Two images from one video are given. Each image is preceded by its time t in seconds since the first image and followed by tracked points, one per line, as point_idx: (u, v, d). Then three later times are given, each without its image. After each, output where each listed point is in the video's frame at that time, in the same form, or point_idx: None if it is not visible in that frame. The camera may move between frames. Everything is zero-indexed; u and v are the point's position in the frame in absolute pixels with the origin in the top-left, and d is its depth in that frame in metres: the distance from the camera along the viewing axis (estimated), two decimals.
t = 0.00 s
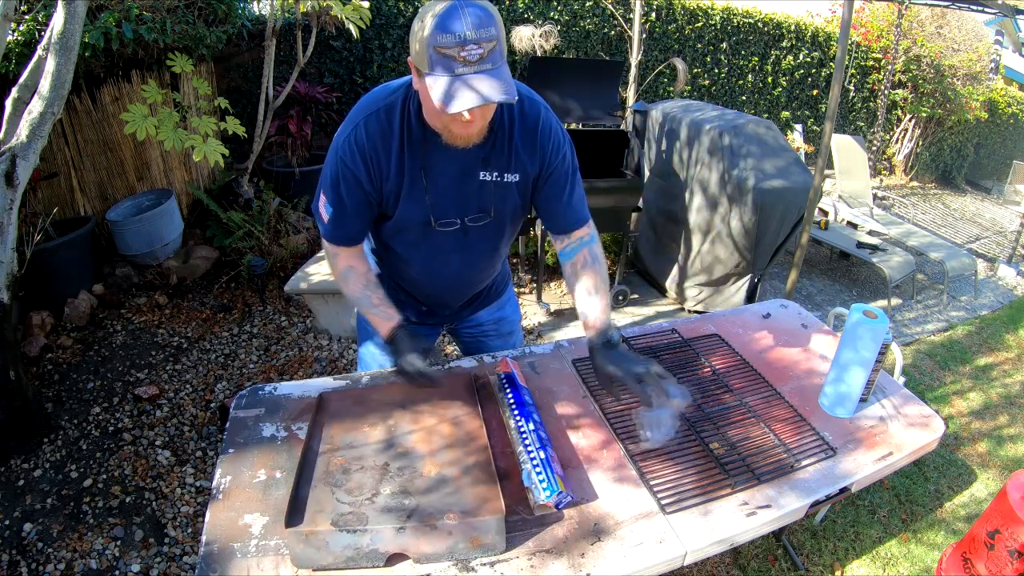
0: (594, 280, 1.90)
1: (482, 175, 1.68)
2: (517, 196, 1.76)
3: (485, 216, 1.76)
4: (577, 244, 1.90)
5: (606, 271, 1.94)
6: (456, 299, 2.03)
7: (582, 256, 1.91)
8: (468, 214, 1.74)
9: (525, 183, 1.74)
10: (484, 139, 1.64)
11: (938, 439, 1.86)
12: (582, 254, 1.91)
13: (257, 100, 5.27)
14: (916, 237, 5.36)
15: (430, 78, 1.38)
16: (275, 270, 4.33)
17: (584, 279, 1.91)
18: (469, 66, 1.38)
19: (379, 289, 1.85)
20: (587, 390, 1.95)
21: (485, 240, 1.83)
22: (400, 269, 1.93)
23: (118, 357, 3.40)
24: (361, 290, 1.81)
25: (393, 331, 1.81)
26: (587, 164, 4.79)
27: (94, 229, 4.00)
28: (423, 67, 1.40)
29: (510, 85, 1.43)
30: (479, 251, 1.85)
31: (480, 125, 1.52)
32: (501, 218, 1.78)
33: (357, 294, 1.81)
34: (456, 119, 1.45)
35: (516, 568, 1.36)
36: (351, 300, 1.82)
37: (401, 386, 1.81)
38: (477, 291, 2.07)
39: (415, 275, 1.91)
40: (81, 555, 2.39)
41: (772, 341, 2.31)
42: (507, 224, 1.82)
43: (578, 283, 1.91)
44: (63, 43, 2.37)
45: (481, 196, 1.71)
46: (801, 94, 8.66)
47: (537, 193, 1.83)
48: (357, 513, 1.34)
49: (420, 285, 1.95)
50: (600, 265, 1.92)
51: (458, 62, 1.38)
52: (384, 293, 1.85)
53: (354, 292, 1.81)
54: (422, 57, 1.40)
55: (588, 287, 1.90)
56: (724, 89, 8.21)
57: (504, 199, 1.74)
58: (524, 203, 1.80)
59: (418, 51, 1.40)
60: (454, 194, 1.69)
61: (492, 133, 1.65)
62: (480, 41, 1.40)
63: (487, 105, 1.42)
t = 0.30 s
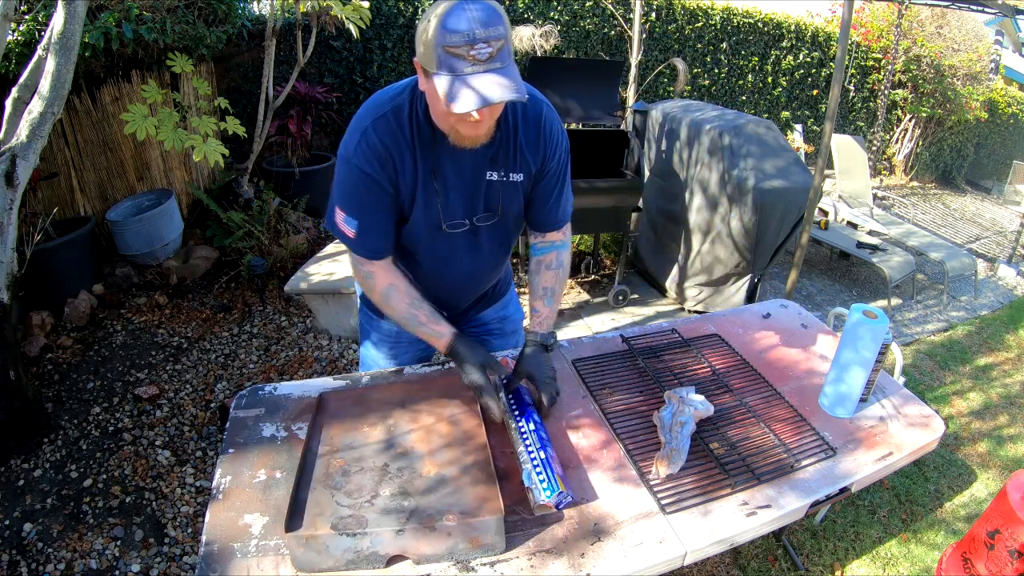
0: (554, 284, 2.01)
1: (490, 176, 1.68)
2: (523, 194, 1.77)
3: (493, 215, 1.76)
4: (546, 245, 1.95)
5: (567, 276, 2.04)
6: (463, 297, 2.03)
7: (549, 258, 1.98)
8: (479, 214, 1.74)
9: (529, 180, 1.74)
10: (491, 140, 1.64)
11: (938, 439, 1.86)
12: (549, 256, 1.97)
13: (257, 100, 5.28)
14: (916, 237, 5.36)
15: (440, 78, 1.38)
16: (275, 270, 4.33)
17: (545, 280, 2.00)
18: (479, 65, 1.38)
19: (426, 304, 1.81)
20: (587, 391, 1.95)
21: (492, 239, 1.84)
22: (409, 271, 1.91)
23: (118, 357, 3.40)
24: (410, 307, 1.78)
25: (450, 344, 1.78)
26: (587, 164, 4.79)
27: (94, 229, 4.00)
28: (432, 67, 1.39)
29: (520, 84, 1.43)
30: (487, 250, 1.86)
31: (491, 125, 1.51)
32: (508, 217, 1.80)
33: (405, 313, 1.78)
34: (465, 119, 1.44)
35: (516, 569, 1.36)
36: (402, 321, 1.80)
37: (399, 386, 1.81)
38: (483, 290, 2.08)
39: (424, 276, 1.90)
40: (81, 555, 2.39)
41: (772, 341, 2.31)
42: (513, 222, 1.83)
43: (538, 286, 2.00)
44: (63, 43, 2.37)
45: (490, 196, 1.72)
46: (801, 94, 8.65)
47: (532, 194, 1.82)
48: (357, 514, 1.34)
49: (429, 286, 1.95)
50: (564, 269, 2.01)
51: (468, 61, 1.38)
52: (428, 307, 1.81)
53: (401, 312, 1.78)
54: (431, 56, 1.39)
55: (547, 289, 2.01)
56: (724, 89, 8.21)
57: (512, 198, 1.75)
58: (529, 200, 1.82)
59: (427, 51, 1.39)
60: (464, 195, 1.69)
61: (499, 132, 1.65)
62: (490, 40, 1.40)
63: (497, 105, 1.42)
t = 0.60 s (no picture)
0: (557, 271, 1.99)
1: (505, 173, 1.68)
2: (535, 190, 1.78)
3: (508, 214, 1.76)
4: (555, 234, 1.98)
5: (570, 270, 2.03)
6: (473, 298, 2.02)
7: (556, 246, 1.99)
8: (493, 213, 1.74)
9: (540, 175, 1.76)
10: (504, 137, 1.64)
11: (937, 439, 1.86)
12: (556, 244, 1.99)
13: (257, 100, 5.28)
14: (916, 237, 5.36)
15: (457, 74, 1.37)
16: (275, 270, 4.33)
17: (549, 266, 1.98)
18: (495, 62, 1.38)
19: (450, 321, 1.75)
20: (587, 391, 1.95)
21: (505, 238, 1.83)
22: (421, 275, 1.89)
23: (118, 357, 3.40)
24: (436, 323, 1.72)
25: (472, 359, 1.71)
26: (587, 164, 4.79)
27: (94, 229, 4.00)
28: (448, 62, 1.38)
29: (536, 81, 1.43)
30: (499, 249, 1.86)
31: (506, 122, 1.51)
32: (521, 215, 1.79)
33: (430, 329, 1.72)
34: (480, 117, 1.44)
35: (516, 568, 1.36)
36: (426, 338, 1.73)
37: (399, 386, 1.81)
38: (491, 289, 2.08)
39: (437, 278, 1.89)
40: (81, 555, 2.39)
41: (772, 341, 2.31)
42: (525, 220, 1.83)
43: (541, 271, 1.98)
44: (63, 43, 2.37)
45: (504, 194, 1.72)
46: (801, 94, 8.65)
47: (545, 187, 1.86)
48: (357, 511, 1.34)
49: (441, 288, 1.93)
50: (569, 259, 2.01)
51: (484, 58, 1.37)
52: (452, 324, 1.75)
53: (425, 327, 1.72)
54: (448, 51, 1.38)
55: (549, 275, 1.98)
56: (724, 89, 8.22)
57: (525, 195, 1.75)
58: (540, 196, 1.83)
59: (444, 47, 1.38)
60: (478, 194, 1.68)
61: (510, 129, 1.65)
62: (508, 37, 1.40)
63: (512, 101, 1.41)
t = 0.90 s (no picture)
0: (565, 248, 2.01)
1: (507, 160, 1.69)
2: (537, 178, 1.79)
3: (510, 203, 1.75)
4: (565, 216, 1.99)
5: (578, 248, 2.04)
6: (476, 296, 1.99)
7: (564, 226, 2.00)
8: (495, 199, 1.72)
9: (543, 164, 1.78)
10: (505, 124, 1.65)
11: (938, 439, 1.86)
12: (564, 224, 2.00)
13: (257, 100, 5.28)
14: (916, 237, 5.36)
15: (461, 51, 1.36)
16: (275, 270, 4.33)
17: (555, 243, 1.99)
18: (500, 39, 1.37)
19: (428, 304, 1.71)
20: (587, 391, 1.95)
21: (508, 228, 1.81)
22: (422, 271, 1.86)
23: (117, 357, 3.40)
24: (413, 308, 1.68)
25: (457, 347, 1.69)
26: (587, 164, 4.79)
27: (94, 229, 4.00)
28: (452, 40, 1.37)
29: (538, 61, 1.43)
30: (502, 240, 1.83)
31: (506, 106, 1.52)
32: (523, 203, 1.79)
33: (409, 313, 1.68)
34: (483, 96, 1.43)
35: (516, 568, 1.36)
36: (405, 324, 1.70)
37: (399, 386, 1.81)
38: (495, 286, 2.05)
39: (439, 273, 1.85)
40: (81, 555, 2.39)
41: (772, 341, 2.31)
42: (528, 209, 1.82)
43: (548, 248, 2.00)
44: (63, 43, 2.37)
45: (506, 181, 1.71)
46: (801, 94, 8.64)
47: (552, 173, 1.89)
48: (357, 513, 1.34)
49: (443, 284, 1.90)
50: (577, 238, 2.02)
51: (489, 35, 1.36)
52: (432, 308, 1.71)
53: (403, 312, 1.68)
54: (451, 29, 1.36)
55: (557, 251, 2.00)
56: (724, 89, 8.22)
57: (527, 182, 1.76)
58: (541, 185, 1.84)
59: (447, 25, 1.37)
60: (481, 180, 1.67)
61: (510, 116, 1.67)
62: (510, 16, 1.40)
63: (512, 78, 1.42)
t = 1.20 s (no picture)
0: (573, 230, 2.00)
1: (496, 146, 1.65)
2: (530, 165, 1.74)
3: (500, 189, 1.69)
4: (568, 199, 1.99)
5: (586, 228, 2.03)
6: (470, 294, 1.91)
7: (568, 208, 2.00)
8: (485, 185, 1.66)
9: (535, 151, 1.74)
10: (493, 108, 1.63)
11: (938, 439, 1.86)
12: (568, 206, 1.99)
13: (257, 100, 5.28)
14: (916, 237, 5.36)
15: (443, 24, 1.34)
16: (275, 270, 4.33)
17: (563, 226, 1.99)
18: (480, 11, 1.35)
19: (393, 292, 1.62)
20: (587, 391, 1.95)
21: (500, 217, 1.75)
22: (412, 267, 1.79)
23: (117, 357, 3.40)
24: (373, 293, 1.59)
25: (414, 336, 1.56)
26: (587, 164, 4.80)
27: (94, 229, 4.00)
28: (434, 16, 1.35)
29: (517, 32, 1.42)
30: (494, 230, 1.77)
31: (490, 84, 1.49)
32: (515, 190, 1.73)
33: (369, 299, 1.59)
34: (467, 71, 1.39)
35: (516, 568, 1.36)
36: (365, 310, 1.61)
37: (399, 386, 1.81)
38: (492, 285, 1.97)
39: (429, 269, 1.78)
40: (81, 555, 2.39)
41: (772, 341, 2.31)
42: (520, 197, 1.77)
43: (556, 232, 2.00)
44: (63, 44, 2.38)
45: (496, 166, 1.66)
46: (801, 94, 8.64)
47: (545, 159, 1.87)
48: (357, 513, 1.34)
49: (435, 281, 1.83)
50: (583, 218, 2.01)
51: (470, 8, 1.35)
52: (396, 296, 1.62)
53: (363, 297, 1.59)
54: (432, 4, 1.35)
55: (567, 234, 1.99)
56: (724, 89, 8.22)
57: (519, 169, 1.71)
58: (535, 174, 1.79)
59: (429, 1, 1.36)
60: (470, 165, 1.62)
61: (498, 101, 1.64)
62: None
63: (492, 49, 1.38)
